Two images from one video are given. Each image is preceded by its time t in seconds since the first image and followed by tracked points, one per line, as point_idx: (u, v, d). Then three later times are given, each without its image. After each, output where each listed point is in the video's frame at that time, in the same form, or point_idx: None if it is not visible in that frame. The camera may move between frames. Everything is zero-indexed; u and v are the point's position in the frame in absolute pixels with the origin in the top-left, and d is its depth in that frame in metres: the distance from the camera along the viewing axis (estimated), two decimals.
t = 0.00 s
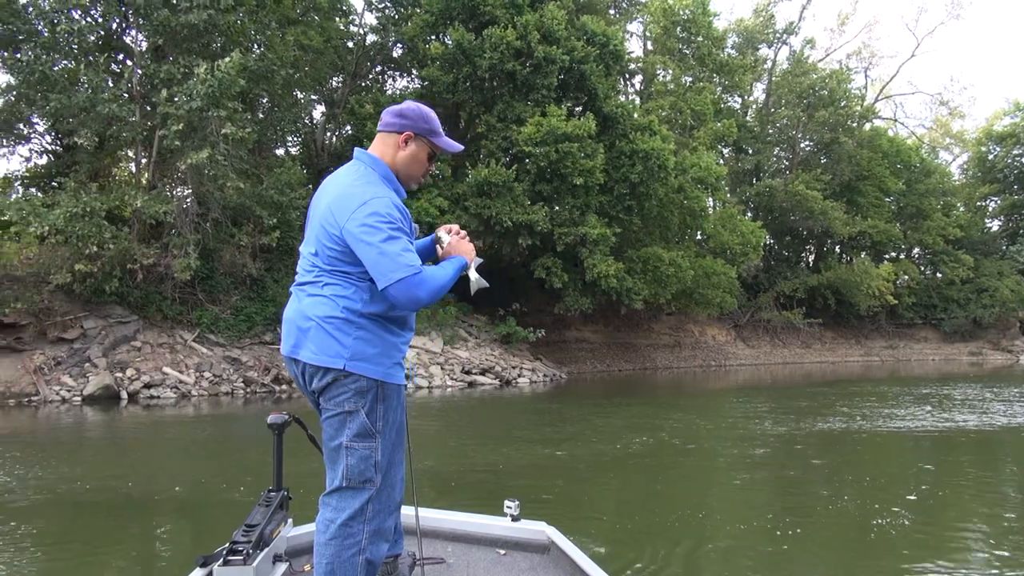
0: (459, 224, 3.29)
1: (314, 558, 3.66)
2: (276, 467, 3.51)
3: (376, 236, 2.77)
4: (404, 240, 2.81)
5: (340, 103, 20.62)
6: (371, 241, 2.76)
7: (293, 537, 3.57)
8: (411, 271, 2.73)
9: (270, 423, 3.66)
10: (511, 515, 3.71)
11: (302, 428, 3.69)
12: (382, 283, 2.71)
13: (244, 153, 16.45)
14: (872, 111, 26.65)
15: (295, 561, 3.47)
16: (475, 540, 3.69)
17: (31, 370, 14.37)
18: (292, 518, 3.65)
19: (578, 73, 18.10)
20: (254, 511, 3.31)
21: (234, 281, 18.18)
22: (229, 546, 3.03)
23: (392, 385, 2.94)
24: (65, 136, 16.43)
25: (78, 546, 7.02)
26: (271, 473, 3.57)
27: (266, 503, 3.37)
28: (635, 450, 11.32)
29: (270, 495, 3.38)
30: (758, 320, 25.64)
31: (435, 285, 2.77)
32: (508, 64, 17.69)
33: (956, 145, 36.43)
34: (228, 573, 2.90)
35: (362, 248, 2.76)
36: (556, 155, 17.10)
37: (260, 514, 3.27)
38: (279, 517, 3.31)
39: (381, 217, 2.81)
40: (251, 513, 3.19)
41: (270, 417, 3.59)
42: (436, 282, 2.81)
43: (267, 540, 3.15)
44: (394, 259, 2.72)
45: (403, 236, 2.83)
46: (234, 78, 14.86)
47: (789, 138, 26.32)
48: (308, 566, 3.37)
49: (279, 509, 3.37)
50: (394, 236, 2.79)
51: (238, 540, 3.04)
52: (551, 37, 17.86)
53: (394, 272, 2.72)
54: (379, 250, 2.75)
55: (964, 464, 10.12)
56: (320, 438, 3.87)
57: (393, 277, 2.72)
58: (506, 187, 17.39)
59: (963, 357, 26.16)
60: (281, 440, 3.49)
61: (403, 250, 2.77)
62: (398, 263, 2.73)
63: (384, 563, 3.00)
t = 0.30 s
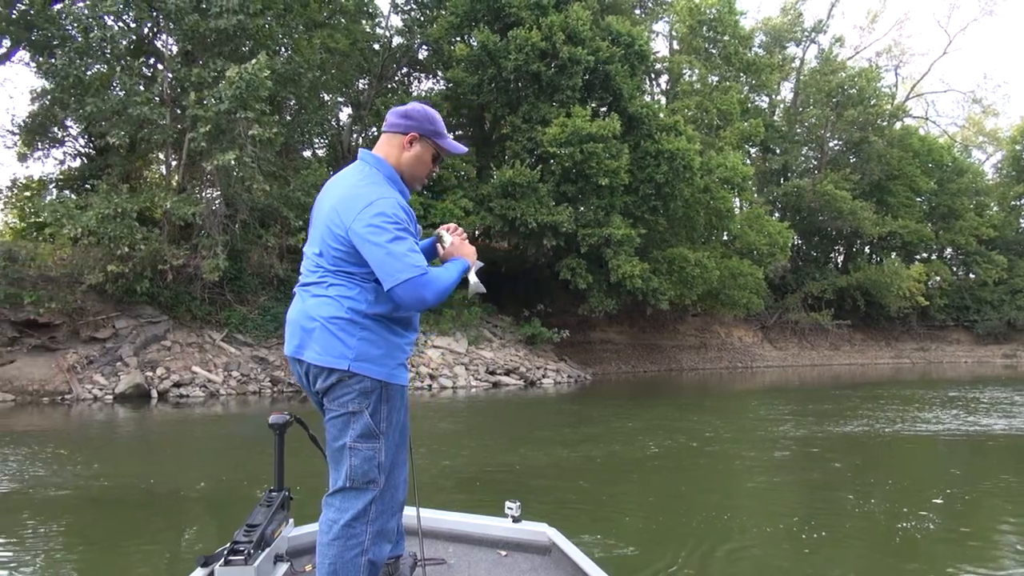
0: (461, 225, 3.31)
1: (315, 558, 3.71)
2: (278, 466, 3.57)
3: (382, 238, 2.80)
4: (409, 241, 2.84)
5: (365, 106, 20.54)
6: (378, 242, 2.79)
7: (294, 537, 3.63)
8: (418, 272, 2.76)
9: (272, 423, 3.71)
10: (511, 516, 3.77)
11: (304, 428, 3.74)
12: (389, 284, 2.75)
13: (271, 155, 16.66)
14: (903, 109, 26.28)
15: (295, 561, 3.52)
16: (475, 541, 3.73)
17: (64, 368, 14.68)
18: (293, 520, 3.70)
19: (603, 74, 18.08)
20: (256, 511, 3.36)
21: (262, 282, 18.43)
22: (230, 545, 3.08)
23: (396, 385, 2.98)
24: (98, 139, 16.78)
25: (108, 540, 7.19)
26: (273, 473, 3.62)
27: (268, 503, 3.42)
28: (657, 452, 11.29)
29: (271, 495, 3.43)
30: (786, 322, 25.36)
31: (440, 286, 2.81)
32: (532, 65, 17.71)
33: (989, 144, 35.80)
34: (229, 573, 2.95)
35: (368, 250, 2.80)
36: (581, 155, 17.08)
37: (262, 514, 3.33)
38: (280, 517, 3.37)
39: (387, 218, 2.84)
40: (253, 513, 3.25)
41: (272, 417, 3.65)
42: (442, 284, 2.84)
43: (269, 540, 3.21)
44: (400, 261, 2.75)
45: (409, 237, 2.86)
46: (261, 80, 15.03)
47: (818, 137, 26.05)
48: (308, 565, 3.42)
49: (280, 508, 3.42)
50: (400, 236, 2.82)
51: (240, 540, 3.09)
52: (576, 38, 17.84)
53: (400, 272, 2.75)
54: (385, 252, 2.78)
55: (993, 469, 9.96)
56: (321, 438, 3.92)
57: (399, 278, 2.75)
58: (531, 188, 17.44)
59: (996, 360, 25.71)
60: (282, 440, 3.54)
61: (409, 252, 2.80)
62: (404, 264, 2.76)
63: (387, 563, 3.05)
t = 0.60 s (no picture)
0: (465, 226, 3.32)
1: (316, 558, 3.80)
2: (280, 467, 3.63)
3: (388, 238, 2.81)
4: (415, 242, 2.85)
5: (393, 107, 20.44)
6: (383, 242, 2.80)
7: (294, 538, 3.70)
8: (423, 273, 2.78)
9: (274, 423, 3.77)
10: (512, 517, 3.85)
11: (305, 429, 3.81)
12: (393, 285, 2.76)
13: (300, 157, 16.85)
14: (936, 107, 25.87)
15: (296, 561, 3.59)
16: (476, 542, 3.81)
17: (98, 368, 14.96)
18: (294, 520, 3.78)
19: (629, 74, 18.03)
20: (258, 511, 3.42)
21: (290, 282, 18.67)
22: (233, 545, 3.14)
23: (401, 386, 3.00)
24: (132, 143, 17.12)
25: (138, 536, 7.33)
26: (276, 473, 3.70)
27: (269, 503, 3.49)
28: (681, 453, 11.25)
29: (273, 496, 3.50)
30: (815, 323, 25.05)
31: (444, 288, 2.82)
32: (559, 65, 17.72)
33: None
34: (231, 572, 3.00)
35: (373, 250, 2.81)
36: (607, 155, 17.02)
37: (264, 514, 3.39)
38: (281, 517, 3.43)
39: (393, 218, 2.86)
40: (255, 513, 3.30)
41: (275, 418, 3.70)
42: (446, 285, 2.85)
43: (270, 540, 3.26)
44: (405, 263, 2.77)
45: (414, 238, 2.87)
46: (289, 83, 15.20)
47: (849, 136, 25.74)
48: (309, 566, 3.49)
49: (281, 509, 3.49)
50: (406, 238, 2.83)
51: (242, 539, 3.14)
52: (603, 38, 17.80)
53: (404, 273, 2.77)
54: (391, 252, 2.79)
55: None
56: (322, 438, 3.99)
57: (404, 279, 2.76)
58: (557, 188, 17.48)
59: None
60: (285, 441, 3.60)
61: (414, 253, 2.81)
62: (409, 265, 2.78)
63: (390, 563, 3.07)
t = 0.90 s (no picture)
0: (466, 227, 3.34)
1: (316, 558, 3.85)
2: (281, 466, 3.69)
3: (389, 240, 2.83)
4: (415, 245, 2.88)
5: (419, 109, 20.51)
6: (384, 244, 2.82)
7: (294, 537, 3.76)
8: (422, 276, 2.81)
9: (275, 422, 3.83)
10: (513, 518, 3.88)
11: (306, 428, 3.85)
12: (393, 288, 2.79)
13: (327, 158, 17.02)
14: (969, 104, 25.45)
15: (296, 561, 3.65)
16: (476, 543, 3.84)
17: (130, 367, 15.23)
18: (294, 520, 3.83)
19: (655, 74, 17.95)
20: (259, 511, 3.48)
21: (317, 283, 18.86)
22: (233, 544, 3.19)
23: (402, 387, 3.03)
24: (163, 146, 17.43)
25: (166, 532, 7.45)
26: (277, 473, 3.75)
27: (270, 502, 3.54)
28: (705, 454, 11.19)
29: (273, 495, 3.56)
30: (845, 323, 24.71)
31: (443, 292, 2.85)
32: (583, 66, 17.72)
33: None
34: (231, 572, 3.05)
35: (374, 251, 2.83)
36: (632, 155, 16.97)
37: (265, 514, 3.44)
38: (280, 517, 3.48)
39: (394, 220, 2.88)
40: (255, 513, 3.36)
41: (276, 417, 3.75)
42: (445, 288, 2.88)
43: (270, 539, 3.31)
44: (406, 266, 2.79)
45: (415, 240, 2.90)
46: (317, 85, 15.36)
47: (879, 133, 25.40)
48: (309, 566, 3.55)
49: (281, 508, 3.55)
50: (406, 240, 2.85)
51: (242, 539, 3.19)
52: (628, 38, 17.75)
53: (404, 276, 2.80)
54: (391, 253, 2.82)
55: None
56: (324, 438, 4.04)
57: (404, 281, 2.80)
58: (582, 189, 17.49)
59: None
60: (285, 440, 3.65)
61: (414, 256, 2.84)
62: (409, 267, 2.81)
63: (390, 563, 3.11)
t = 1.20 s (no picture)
0: (461, 226, 3.37)
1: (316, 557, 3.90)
2: (280, 466, 3.74)
3: (382, 241, 2.86)
4: (409, 245, 2.91)
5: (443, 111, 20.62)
6: (377, 246, 2.86)
7: (294, 537, 3.81)
8: (415, 278, 2.85)
9: (274, 423, 3.88)
10: (512, 518, 3.92)
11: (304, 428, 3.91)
12: (388, 289, 2.83)
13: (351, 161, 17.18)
14: (1002, 99, 25.04)
15: (296, 561, 3.71)
16: (475, 543, 3.88)
17: (160, 368, 15.48)
18: (294, 521, 3.89)
19: (679, 72, 17.84)
20: (258, 511, 3.54)
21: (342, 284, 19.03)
22: (232, 544, 3.24)
23: (399, 387, 3.06)
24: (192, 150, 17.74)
25: (194, 531, 7.57)
26: (277, 472, 3.81)
27: (268, 503, 3.60)
28: (727, 455, 11.12)
29: (272, 496, 3.62)
30: (874, 322, 24.37)
31: (435, 294, 2.89)
32: (606, 65, 17.70)
33: None
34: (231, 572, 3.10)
35: (368, 253, 2.87)
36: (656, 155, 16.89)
37: (264, 514, 3.50)
38: (279, 517, 3.54)
39: (389, 221, 2.91)
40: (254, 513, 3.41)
41: (274, 417, 3.81)
42: (438, 289, 2.92)
43: (268, 539, 3.36)
44: (399, 268, 2.83)
45: (409, 240, 2.93)
46: (341, 88, 15.51)
47: (909, 129, 25.07)
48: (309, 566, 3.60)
49: (280, 508, 3.61)
50: (400, 242, 2.88)
51: (242, 539, 3.25)
52: (651, 37, 17.70)
53: (398, 278, 2.83)
54: (385, 255, 2.85)
55: None
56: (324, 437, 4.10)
57: (398, 283, 2.84)
58: (605, 188, 17.49)
59: None
60: (283, 440, 3.71)
61: (408, 257, 2.88)
62: (403, 269, 2.84)
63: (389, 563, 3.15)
